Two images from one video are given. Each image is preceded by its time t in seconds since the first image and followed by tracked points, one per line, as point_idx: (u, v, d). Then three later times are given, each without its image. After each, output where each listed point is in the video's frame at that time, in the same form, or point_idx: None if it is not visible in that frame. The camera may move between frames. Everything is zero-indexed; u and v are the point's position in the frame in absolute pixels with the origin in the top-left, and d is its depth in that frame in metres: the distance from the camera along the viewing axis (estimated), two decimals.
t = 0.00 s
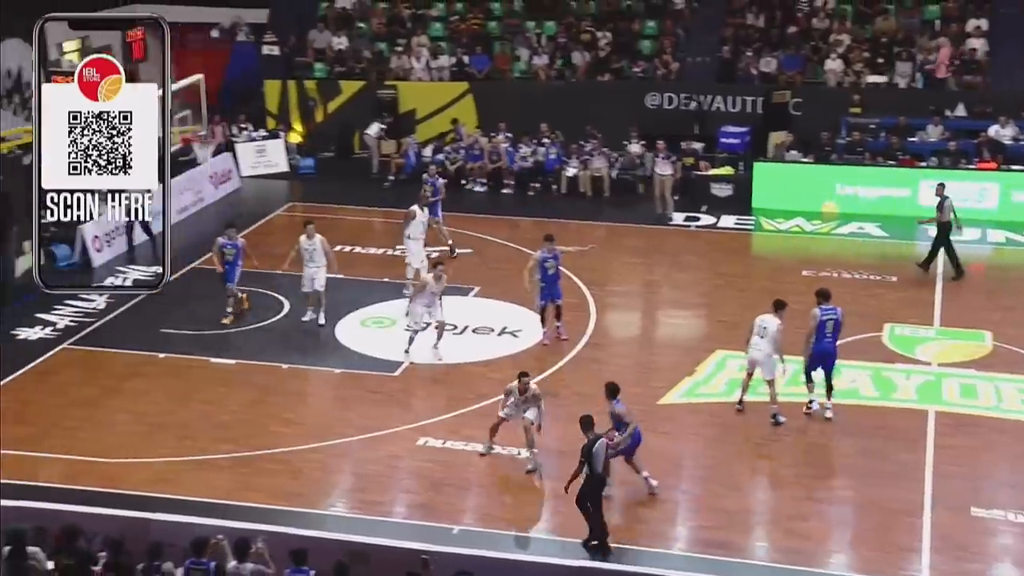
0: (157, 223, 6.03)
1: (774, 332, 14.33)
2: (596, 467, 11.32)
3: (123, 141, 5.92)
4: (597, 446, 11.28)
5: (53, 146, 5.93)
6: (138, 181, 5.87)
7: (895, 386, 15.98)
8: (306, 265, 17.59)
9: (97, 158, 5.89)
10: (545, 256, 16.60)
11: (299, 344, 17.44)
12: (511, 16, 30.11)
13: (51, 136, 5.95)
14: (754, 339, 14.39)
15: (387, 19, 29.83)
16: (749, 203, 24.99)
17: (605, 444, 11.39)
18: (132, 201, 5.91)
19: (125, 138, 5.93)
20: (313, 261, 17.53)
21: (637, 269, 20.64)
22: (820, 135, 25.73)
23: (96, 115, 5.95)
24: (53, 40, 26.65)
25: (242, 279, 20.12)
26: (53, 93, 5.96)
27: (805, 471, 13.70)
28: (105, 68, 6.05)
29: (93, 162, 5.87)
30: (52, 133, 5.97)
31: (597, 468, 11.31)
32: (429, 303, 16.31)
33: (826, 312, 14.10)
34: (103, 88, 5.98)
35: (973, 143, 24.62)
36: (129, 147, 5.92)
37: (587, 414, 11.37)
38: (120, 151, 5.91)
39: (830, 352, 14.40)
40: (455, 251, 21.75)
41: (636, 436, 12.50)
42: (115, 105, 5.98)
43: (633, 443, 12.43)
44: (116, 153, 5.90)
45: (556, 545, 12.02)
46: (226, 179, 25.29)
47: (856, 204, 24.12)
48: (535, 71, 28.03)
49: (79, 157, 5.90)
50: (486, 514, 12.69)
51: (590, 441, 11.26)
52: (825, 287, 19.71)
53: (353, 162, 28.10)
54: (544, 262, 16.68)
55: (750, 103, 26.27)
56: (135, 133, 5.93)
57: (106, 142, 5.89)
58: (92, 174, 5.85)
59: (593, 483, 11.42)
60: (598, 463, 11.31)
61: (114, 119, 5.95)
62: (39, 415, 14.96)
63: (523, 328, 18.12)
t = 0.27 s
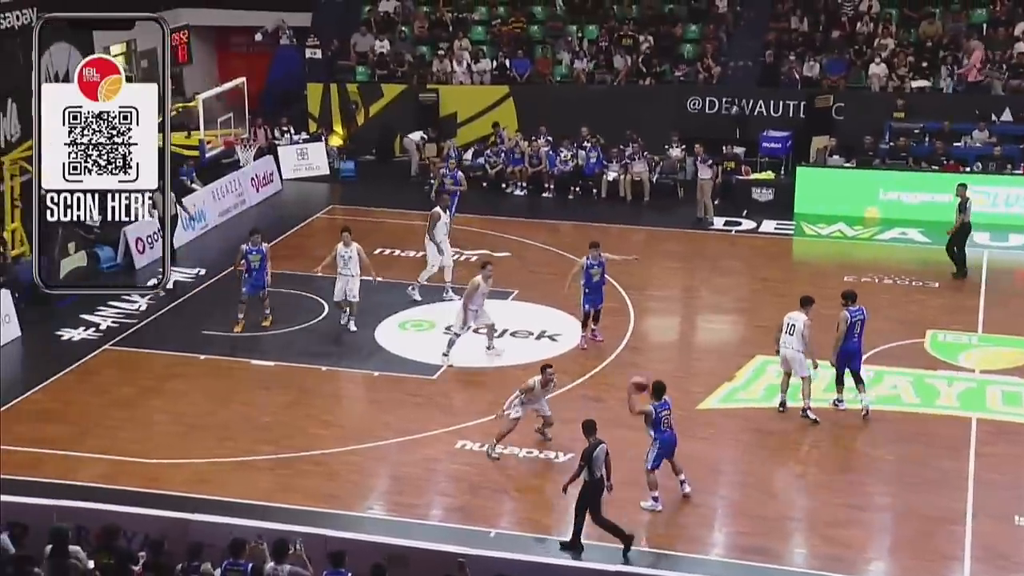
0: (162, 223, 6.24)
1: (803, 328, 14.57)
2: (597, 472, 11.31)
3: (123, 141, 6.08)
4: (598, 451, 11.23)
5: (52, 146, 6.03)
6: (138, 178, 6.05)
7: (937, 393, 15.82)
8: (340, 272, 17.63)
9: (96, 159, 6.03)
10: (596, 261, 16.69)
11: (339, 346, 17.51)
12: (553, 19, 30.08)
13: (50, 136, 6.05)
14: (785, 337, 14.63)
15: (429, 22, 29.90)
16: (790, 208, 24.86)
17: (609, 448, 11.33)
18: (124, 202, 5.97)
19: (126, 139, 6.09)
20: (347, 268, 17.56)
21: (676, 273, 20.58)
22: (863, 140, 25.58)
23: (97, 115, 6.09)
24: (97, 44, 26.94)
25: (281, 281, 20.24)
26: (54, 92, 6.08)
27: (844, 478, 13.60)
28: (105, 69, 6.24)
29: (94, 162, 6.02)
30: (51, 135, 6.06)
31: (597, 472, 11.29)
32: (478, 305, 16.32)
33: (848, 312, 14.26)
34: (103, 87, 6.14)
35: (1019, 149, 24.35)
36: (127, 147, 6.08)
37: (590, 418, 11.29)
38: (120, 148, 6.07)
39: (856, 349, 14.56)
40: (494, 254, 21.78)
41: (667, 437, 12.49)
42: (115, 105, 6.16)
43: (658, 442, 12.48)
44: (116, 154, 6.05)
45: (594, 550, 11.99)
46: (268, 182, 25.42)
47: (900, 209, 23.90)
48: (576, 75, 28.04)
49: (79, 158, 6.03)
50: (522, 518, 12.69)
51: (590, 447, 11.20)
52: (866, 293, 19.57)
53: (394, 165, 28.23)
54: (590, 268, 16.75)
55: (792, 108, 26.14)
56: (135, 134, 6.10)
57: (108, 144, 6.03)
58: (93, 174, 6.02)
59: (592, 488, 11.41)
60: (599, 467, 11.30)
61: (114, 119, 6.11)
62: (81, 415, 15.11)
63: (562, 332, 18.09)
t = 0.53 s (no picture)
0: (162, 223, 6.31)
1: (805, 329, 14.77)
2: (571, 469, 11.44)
3: (123, 141, 6.15)
4: (572, 449, 11.34)
5: (52, 146, 6.12)
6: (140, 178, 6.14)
7: (948, 398, 15.77)
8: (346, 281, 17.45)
9: (97, 158, 6.13)
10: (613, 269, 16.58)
11: (349, 349, 17.52)
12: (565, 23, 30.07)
13: (50, 136, 6.13)
14: (788, 337, 14.74)
15: (440, 26, 29.89)
16: (801, 212, 24.82)
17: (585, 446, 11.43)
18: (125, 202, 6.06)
19: (126, 139, 6.16)
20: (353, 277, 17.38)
21: (686, 277, 20.57)
22: (875, 144, 25.56)
23: (97, 115, 6.16)
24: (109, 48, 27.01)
25: (292, 284, 20.27)
26: (54, 92, 6.16)
27: (854, 482, 13.56)
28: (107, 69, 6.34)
29: (94, 162, 6.11)
30: (52, 134, 6.15)
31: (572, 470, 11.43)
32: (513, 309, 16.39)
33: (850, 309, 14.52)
34: (104, 87, 6.22)
35: None
36: (128, 147, 6.16)
37: (568, 417, 11.36)
38: (121, 148, 6.15)
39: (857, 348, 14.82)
40: (504, 258, 21.78)
41: (678, 436, 12.49)
42: (115, 105, 6.22)
43: (668, 441, 12.51)
44: (116, 154, 6.13)
45: (602, 553, 11.98)
46: (278, 186, 25.45)
47: (911, 213, 23.81)
48: (587, 79, 28.04)
49: (79, 158, 6.12)
50: (531, 521, 12.68)
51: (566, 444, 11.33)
52: (877, 297, 19.52)
53: (405, 169, 28.26)
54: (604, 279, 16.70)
55: (803, 111, 26.11)
56: (135, 134, 6.17)
57: (108, 143, 6.10)
58: (93, 173, 6.11)
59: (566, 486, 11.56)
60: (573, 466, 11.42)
61: (114, 119, 6.18)
62: (91, 418, 15.14)
63: (572, 336, 18.07)
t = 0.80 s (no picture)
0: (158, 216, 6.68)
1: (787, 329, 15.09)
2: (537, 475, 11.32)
3: (122, 141, 6.53)
4: (539, 455, 11.22)
5: (54, 145, 6.52)
6: (142, 180, 6.53)
7: (948, 402, 15.78)
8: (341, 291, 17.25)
9: (96, 158, 6.52)
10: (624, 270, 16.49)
11: (348, 354, 17.51)
12: (565, 28, 30.05)
13: (53, 137, 6.54)
14: (773, 336, 14.96)
15: (440, 30, 29.88)
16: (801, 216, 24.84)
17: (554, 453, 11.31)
18: (127, 201, 6.45)
19: (125, 139, 6.54)
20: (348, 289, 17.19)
21: (685, 281, 20.56)
22: (875, 149, 25.59)
23: (96, 115, 6.56)
24: (109, 52, 27.02)
25: (292, 288, 20.26)
26: (56, 94, 6.57)
27: (854, 487, 13.56)
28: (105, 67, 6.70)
29: (93, 163, 6.50)
30: (53, 134, 6.54)
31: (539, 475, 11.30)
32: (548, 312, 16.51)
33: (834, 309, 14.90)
34: (103, 88, 6.62)
35: None
36: (127, 148, 6.54)
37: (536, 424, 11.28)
38: (121, 149, 6.53)
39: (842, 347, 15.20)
40: (504, 262, 21.79)
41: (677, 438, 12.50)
42: (116, 105, 6.61)
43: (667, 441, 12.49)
44: (116, 155, 6.52)
45: (602, 558, 11.97)
46: (278, 190, 25.45)
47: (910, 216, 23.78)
48: (587, 83, 28.05)
49: (79, 158, 6.52)
50: (531, 526, 12.67)
51: (533, 451, 11.19)
52: (876, 302, 19.53)
53: (404, 173, 28.27)
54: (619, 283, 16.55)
55: (803, 116, 26.11)
56: (134, 134, 6.54)
57: (107, 144, 6.50)
58: (92, 174, 6.50)
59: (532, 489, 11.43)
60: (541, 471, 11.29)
61: (114, 119, 6.55)
62: (90, 422, 15.13)
63: (572, 340, 18.07)
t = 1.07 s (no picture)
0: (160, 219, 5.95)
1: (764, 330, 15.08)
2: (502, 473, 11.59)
3: (124, 141, 5.75)
4: (504, 452, 11.55)
5: (53, 146, 5.81)
6: (145, 180, 5.75)
7: (941, 405, 15.81)
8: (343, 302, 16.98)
9: (97, 158, 5.77)
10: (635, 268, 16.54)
11: (343, 357, 17.50)
12: (559, 31, 30.08)
13: (51, 137, 5.82)
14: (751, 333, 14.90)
15: (434, 35, 29.93)
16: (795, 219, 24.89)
17: (520, 451, 11.66)
18: (123, 199, 5.75)
19: (125, 139, 5.76)
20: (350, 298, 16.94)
21: (679, 285, 20.58)
22: (868, 152, 25.64)
23: (95, 115, 5.79)
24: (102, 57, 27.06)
25: (286, 292, 20.26)
26: (53, 93, 5.82)
27: (848, 490, 13.57)
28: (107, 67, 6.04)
29: (93, 162, 5.76)
30: (51, 133, 5.83)
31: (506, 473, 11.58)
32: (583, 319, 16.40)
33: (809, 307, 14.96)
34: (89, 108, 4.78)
35: None
36: (130, 146, 5.75)
37: (502, 421, 11.60)
38: (120, 149, 5.75)
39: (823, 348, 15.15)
40: (498, 266, 21.81)
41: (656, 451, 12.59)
42: (114, 105, 5.81)
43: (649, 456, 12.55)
44: (116, 153, 5.74)
45: (597, 561, 11.97)
46: (272, 194, 25.45)
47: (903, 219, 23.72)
48: (580, 86, 28.09)
49: (78, 158, 5.78)
50: (526, 529, 12.67)
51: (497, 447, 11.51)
52: (870, 305, 19.56)
53: (398, 177, 28.27)
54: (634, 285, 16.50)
55: (796, 120, 26.11)
56: (134, 134, 5.76)
57: (107, 142, 5.72)
58: (92, 174, 5.76)
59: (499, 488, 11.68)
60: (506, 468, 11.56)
61: (113, 118, 5.77)
62: (84, 427, 15.12)
63: (566, 344, 18.08)
